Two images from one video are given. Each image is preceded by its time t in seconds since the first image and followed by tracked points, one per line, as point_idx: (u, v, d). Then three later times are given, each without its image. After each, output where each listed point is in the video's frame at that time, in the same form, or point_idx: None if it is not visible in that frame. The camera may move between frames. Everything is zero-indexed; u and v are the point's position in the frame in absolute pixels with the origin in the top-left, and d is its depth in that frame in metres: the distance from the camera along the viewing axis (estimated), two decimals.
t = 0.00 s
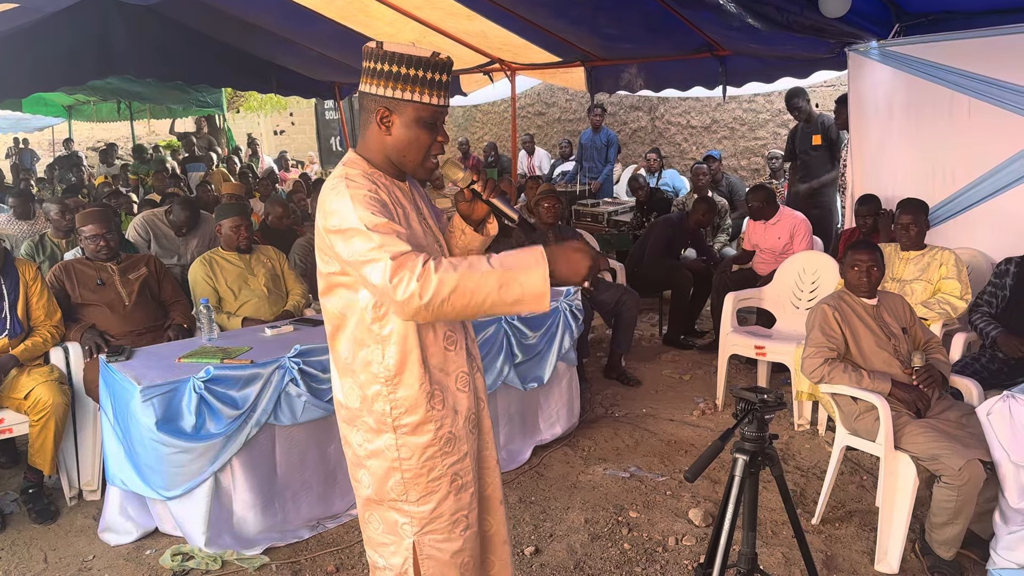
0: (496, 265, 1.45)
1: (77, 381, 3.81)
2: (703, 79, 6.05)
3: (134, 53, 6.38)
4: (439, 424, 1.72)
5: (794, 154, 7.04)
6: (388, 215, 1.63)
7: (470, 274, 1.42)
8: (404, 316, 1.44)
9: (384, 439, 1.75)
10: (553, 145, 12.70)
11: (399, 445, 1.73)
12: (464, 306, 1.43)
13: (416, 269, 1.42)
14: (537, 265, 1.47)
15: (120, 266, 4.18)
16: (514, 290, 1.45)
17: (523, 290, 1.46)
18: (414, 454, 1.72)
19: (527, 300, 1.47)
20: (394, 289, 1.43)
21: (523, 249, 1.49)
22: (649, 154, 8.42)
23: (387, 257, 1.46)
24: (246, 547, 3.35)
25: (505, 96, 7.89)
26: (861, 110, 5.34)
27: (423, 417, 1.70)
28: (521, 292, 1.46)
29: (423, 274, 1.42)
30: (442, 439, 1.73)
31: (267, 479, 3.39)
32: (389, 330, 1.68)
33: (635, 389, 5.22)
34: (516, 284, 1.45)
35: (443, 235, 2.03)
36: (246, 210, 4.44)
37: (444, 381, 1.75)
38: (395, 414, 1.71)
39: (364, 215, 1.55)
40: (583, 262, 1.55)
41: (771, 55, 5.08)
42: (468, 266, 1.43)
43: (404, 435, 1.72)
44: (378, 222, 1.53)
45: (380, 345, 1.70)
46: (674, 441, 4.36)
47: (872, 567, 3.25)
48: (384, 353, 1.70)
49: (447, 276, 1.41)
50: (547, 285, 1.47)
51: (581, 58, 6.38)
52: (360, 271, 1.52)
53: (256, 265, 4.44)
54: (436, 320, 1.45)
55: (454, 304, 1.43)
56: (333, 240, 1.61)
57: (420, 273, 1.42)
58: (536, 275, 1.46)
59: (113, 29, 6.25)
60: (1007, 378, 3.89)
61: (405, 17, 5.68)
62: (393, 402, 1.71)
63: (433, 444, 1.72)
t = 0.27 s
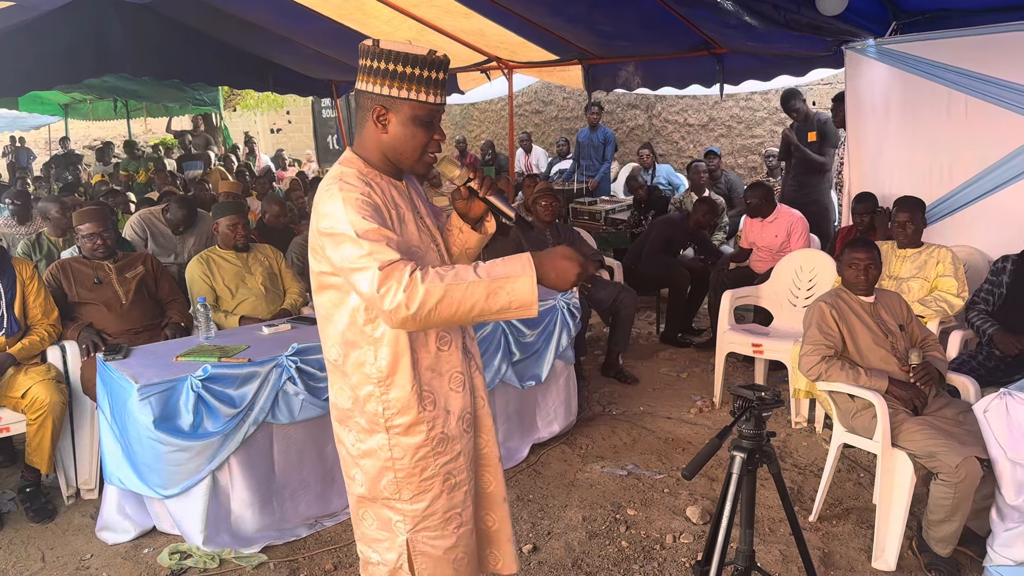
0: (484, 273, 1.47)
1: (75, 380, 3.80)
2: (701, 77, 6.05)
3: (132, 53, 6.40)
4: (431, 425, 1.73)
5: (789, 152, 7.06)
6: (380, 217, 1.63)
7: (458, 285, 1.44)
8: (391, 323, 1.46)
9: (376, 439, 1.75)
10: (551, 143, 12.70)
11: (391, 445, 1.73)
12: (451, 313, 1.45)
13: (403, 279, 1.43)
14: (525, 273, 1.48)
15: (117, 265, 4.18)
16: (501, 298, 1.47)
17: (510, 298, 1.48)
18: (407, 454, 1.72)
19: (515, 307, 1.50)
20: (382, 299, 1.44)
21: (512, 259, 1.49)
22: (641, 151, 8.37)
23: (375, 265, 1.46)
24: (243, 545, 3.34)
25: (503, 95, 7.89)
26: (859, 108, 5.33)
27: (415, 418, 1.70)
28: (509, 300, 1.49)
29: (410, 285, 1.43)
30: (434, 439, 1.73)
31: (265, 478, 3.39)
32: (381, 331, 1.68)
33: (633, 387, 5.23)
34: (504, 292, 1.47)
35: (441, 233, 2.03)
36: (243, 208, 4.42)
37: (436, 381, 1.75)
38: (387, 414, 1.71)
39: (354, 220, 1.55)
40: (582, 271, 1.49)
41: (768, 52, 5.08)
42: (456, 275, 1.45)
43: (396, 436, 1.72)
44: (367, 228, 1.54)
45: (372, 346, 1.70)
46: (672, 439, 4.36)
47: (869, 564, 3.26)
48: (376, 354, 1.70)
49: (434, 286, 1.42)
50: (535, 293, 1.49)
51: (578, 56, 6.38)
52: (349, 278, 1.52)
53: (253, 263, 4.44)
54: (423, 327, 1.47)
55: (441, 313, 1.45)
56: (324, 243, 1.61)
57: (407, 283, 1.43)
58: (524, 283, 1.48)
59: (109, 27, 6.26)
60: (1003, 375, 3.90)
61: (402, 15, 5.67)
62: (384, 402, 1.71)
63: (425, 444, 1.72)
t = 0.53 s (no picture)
0: (475, 278, 1.47)
1: (73, 378, 3.80)
2: (699, 75, 6.05)
3: (128, 51, 6.41)
4: (426, 422, 1.72)
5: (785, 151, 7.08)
6: (375, 216, 1.63)
7: (448, 289, 1.44)
8: (381, 326, 1.47)
9: (371, 437, 1.75)
10: (549, 140, 12.70)
11: (386, 443, 1.72)
12: (441, 318, 1.46)
13: (393, 282, 1.44)
14: (517, 279, 1.48)
15: (115, 263, 4.17)
16: (492, 303, 1.48)
17: (502, 304, 1.48)
18: (402, 452, 1.72)
19: (506, 313, 1.50)
20: (373, 301, 1.45)
21: (505, 264, 1.49)
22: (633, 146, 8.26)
23: (367, 267, 1.47)
24: (242, 543, 3.34)
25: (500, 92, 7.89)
26: (858, 106, 5.33)
27: (410, 416, 1.70)
28: (500, 306, 1.49)
29: (400, 288, 1.43)
30: (430, 437, 1.73)
31: (264, 476, 3.39)
32: (376, 329, 1.68)
33: (631, 384, 5.23)
34: (495, 297, 1.48)
35: (440, 229, 2.02)
36: (241, 206, 4.41)
37: (432, 379, 1.74)
38: (382, 412, 1.71)
39: (349, 220, 1.55)
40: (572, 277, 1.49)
41: (766, 50, 5.09)
42: (446, 280, 1.45)
43: (391, 434, 1.72)
44: (361, 229, 1.53)
45: (367, 343, 1.70)
46: (671, 436, 4.37)
47: (868, 561, 3.27)
48: (371, 352, 1.70)
49: (424, 290, 1.43)
50: (526, 299, 1.49)
51: (576, 54, 6.38)
52: (342, 278, 1.52)
53: (252, 261, 4.44)
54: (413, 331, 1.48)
55: (432, 317, 1.45)
56: (318, 242, 1.60)
57: (398, 287, 1.43)
58: (516, 288, 1.48)
59: (105, 27, 6.26)
60: (1001, 372, 3.90)
61: (399, 12, 5.67)
62: (379, 400, 1.71)
63: (420, 442, 1.72)
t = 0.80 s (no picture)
0: (473, 271, 1.47)
1: (72, 377, 3.81)
2: (698, 73, 6.05)
3: (124, 52, 6.42)
4: (429, 419, 1.72)
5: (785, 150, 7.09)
6: (375, 212, 1.63)
7: (447, 283, 1.44)
8: (379, 320, 1.46)
9: (373, 433, 1.75)
10: (548, 139, 12.70)
11: (389, 439, 1.72)
12: (440, 312, 1.46)
13: (392, 275, 1.43)
14: (516, 274, 1.48)
15: (115, 261, 4.18)
16: (491, 297, 1.48)
17: (500, 298, 1.48)
18: (404, 448, 1.72)
19: (504, 307, 1.50)
20: (372, 294, 1.44)
21: (504, 259, 1.50)
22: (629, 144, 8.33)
23: (366, 261, 1.46)
24: (242, 541, 3.35)
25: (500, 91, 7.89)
26: (857, 104, 5.32)
27: (413, 412, 1.70)
28: (498, 300, 1.49)
29: (399, 281, 1.43)
30: (432, 434, 1.73)
31: (264, 474, 3.39)
32: (377, 326, 1.68)
33: (631, 383, 5.24)
34: (493, 291, 1.48)
35: (441, 226, 2.02)
36: (241, 204, 4.42)
37: (434, 375, 1.74)
38: (384, 409, 1.71)
39: (350, 215, 1.55)
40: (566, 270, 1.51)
41: (765, 48, 5.09)
42: (445, 273, 1.45)
43: (394, 430, 1.72)
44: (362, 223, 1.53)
45: (369, 340, 1.70)
46: (670, 434, 4.37)
47: (867, 558, 3.27)
48: (373, 348, 1.69)
49: (423, 283, 1.43)
50: (525, 294, 1.49)
51: (575, 52, 6.38)
52: (341, 273, 1.52)
53: (251, 260, 4.45)
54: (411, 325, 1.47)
55: (430, 311, 1.45)
56: (320, 238, 1.61)
57: (396, 279, 1.43)
58: (514, 283, 1.48)
59: (104, 26, 6.28)
60: (1000, 370, 3.91)
61: (399, 10, 5.67)
62: (382, 397, 1.71)
63: (423, 438, 1.72)
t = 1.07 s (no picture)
0: (457, 239, 1.46)
1: (72, 375, 3.81)
2: (698, 71, 6.06)
3: (122, 51, 6.46)
4: (433, 416, 1.73)
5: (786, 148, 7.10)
6: (377, 209, 1.63)
7: (436, 261, 1.44)
8: (379, 314, 1.47)
9: (377, 431, 1.75)
10: (548, 137, 12.71)
11: (394, 437, 1.73)
12: (435, 290, 1.46)
13: (388, 268, 1.44)
14: (492, 231, 1.47)
15: (114, 260, 4.18)
16: (477, 258, 1.47)
17: (485, 258, 1.47)
18: (409, 446, 1.72)
19: (492, 266, 1.48)
20: (370, 292, 1.45)
21: (482, 221, 1.48)
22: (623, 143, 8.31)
23: (366, 259, 1.47)
24: (242, 540, 3.35)
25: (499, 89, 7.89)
26: (857, 102, 5.29)
27: (417, 409, 1.71)
28: (483, 262, 1.48)
29: (393, 272, 1.43)
30: (436, 430, 1.73)
31: (264, 473, 3.39)
32: (380, 323, 1.67)
33: (630, 381, 5.24)
34: (479, 252, 1.46)
35: (445, 224, 2.02)
36: (241, 203, 4.42)
37: (436, 371, 1.74)
38: (388, 406, 1.71)
39: (351, 212, 1.55)
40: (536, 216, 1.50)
41: (765, 46, 5.09)
42: (434, 252, 1.45)
43: (398, 428, 1.72)
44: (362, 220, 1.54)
45: (372, 338, 1.69)
46: (670, 433, 4.37)
47: (867, 556, 3.27)
48: (376, 346, 1.69)
49: (417, 269, 1.43)
50: (507, 246, 1.48)
51: (575, 50, 6.38)
52: (343, 271, 1.53)
53: (251, 259, 4.45)
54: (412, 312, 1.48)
55: (426, 291, 1.45)
56: (322, 236, 1.61)
57: (392, 272, 1.43)
58: (494, 240, 1.47)
59: (103, 23, 6.32)
60: (999, 368, 3.91)
61: (398, 8, 5.67)
62: (386, 394, 1.71)
63: (427, 435, 1.72)
